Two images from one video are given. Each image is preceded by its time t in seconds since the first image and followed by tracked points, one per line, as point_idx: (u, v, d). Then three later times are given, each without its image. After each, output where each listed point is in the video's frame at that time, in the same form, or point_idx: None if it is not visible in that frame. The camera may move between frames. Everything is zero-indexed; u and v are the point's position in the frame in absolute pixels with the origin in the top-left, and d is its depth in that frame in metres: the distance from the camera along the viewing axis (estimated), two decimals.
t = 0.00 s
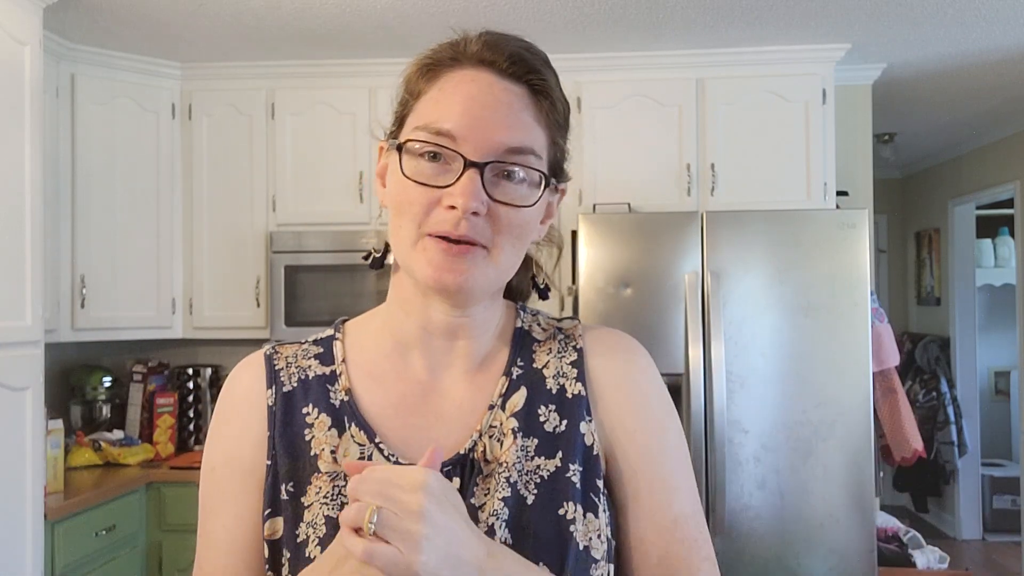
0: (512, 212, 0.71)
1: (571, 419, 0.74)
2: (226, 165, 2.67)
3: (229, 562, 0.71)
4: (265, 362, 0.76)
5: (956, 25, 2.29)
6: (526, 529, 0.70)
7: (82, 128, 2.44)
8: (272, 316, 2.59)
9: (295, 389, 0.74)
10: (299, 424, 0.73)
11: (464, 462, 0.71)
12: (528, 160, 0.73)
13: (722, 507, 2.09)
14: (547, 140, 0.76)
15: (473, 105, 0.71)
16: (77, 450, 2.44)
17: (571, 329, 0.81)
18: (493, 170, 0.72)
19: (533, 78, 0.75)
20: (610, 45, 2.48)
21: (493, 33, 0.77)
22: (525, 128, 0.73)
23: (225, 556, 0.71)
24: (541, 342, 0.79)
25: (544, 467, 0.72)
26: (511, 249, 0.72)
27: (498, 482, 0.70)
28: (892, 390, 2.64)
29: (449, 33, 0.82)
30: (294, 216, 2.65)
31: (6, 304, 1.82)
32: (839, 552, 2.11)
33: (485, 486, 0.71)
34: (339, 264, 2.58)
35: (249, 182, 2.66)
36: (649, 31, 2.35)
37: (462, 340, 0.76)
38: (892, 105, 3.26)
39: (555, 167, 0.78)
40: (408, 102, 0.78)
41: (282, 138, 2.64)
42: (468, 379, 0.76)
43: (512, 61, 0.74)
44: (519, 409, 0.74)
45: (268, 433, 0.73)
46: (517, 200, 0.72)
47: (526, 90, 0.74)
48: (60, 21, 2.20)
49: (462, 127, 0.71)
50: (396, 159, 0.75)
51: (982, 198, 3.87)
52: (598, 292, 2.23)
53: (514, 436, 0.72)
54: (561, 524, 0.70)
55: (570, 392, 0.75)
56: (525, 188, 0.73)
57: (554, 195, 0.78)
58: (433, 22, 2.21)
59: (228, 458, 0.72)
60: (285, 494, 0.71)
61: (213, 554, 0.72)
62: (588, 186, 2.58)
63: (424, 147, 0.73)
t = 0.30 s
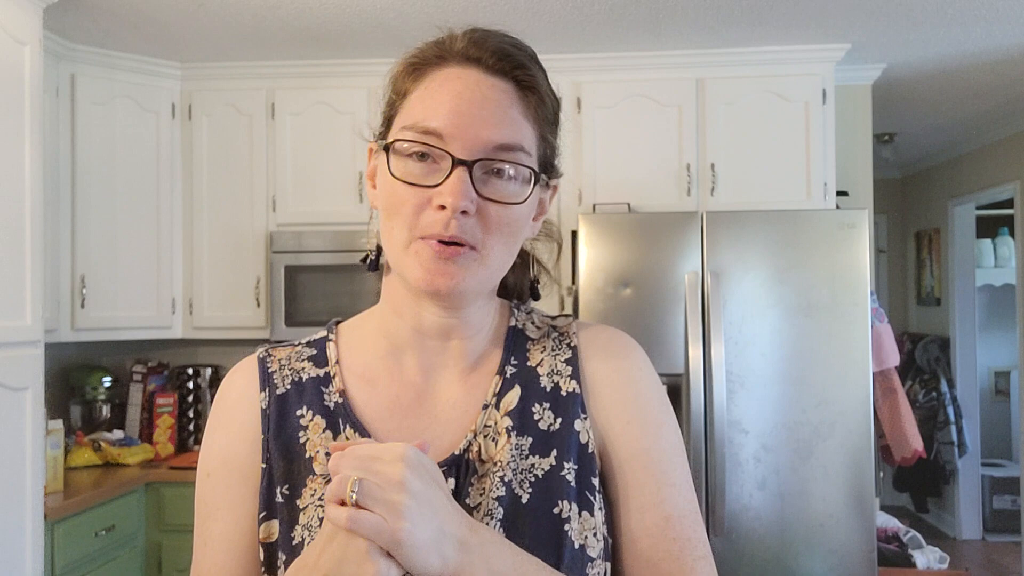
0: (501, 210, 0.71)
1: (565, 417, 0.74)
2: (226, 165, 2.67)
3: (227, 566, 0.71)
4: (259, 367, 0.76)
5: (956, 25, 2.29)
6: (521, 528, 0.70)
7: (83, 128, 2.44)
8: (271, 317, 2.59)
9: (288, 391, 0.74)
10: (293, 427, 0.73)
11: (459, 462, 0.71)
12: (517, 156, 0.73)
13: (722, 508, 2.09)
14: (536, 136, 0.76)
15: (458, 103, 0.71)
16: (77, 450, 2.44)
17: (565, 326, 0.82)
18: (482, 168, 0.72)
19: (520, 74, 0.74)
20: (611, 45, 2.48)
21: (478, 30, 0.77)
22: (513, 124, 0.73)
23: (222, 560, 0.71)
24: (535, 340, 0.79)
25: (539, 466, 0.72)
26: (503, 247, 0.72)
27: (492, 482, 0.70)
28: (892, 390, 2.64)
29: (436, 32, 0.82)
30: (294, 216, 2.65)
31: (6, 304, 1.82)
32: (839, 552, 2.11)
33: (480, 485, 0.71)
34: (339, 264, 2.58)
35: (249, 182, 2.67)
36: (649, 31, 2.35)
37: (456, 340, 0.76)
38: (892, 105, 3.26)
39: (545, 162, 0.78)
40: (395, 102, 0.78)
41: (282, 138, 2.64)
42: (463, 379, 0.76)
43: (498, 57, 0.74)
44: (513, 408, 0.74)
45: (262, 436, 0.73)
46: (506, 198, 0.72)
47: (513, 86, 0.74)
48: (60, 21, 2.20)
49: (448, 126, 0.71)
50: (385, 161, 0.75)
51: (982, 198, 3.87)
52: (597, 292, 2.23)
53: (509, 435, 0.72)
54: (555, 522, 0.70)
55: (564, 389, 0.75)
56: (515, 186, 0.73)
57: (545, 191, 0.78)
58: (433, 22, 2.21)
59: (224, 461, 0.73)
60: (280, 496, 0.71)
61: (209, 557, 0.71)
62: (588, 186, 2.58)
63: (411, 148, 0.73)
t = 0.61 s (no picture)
0: (496, 210, 0.72)
1: (563, 416, 0.74)
2: (226, 165, 2.67)
3: (224, 569, 0.71)
4: (255, 369, 0.76)
5: (956, 25, 2.29)
6: (519, 529, 0.70)
7: (83, 127, 2.44)
8: (271, 317, 2.59)
9: (284, 394, 0.74)
10: (289, 429, 0.73)
11: (457, 463, 0.71)
12: (511, 156, 0.73)
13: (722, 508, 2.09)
14: (531, 136, 0.76)
15: (450, 104, 0.71)
16: (77, 450, 2.44)
17: (562, 325, 0.82)
18: (475, 169, 0.72)
19: (512, 73, 0.74)
20: (610, 45, 2.48)
21: (469, 30, 0.77)
22: (506, 124, 0.72)
23: (219, 563, 0.71)
24: (531, 340, 0.79)
25: (536, 466, 0.72)
26: (498, 247, 0.72)
27: (490, 483, 0.70)
28: (892, 390, 2.64)
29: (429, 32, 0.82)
30: (294, 216, 2.65)
31: (6, 303, 1.82)
32: (839, 552, 2.11)
33: (477, 486, 0.71)
34: (340, 264, 2.58)
35: (249, 182, 2.67)
36: (649, 31, 2.35)
37: (452, 340, 0.76)
38: (892, 105, 3.26)
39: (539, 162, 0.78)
40: (388, 102, 0.78)
41: (282, 138, 2.64)
42: (460, 380, 0.76)
43: (490, 57, 0.74)
44: (510, 408, 0.74)
45: (258, 439, 0.73)
46: (500, 198, 0.72)
47: (506, 86, 0.74)
48: (60, 21, 2.20)
49: (441, 127, 0.71)
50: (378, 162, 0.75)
51: (982, 198, 3.87)
52: (597, 292, 2.23)
53: (506, 435, 0.72)
54: (554, 523, 0.70)
55: (561, 389, 0.75)
56: (509, 186, 0.73)
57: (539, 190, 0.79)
58: (433, 22, 2.21)
59: (219, 464, 0.73)
60: (276, 499, 0.71)
61: (206, 560, 0.72)
62: (587, 186, 2.58)
63: (404, 149, 0.73)
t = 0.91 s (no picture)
0: (495, 210, 0.72)
1: (562, 417, 0.74)
2: (226, 165, 2.67)
3: (222, 569, 0.72)
4: (253, 369, 0.76)
5: (956, 25, 2.28)
6: (518, 531, 0.70)
7: (83, 127, 2.44)
8: (272, 317, 2.59)
9: (283, 394, 0.74)
10: (287, 430, 0.73)
11: (456, 464, 0.71)
12: (510, 156, 0.73)
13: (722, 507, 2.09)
14: (529, 135, 0.76)
15: (448, 104, 0.71)
16: (77, 450, 2.44)
17: (561, 326, 0.82)
18: (474, 169, 0.72)
19: (510, 73, 0.74)
20: (610, 46, 2.48)
21: (466, 29, 0.77)
22: (505, 123, 0.72)
23: (218, 563, 0.71)
24: (530, 340, 0.79)
25: (535, 467, 0.72)
26: (497, 247, 0.72)
27: (489, 484, 0.70)
28: (892, 390, 2.64)
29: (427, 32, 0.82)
30: (295, 216, 2.65)
31: (6, 304, 1.82)
32: (839, 552, 2.11)
33: (476, 487, 0.71)
34: (340, 264, 2.58)
35: (249, 182, 2.67)
36: (649, 31, 2.35)
37: (451, 340, 0.76)
38: (892, 105, 3.26)
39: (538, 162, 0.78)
40: (386, 103, 0.78)
41: (282, 138, 2.64)
42: (458, 380, 0.76)
43: (488, 57, 0.74)
44: (509, 409, 0.74)
45: (257, 440, 0.73)
46: (500, 199, 0.72)
47: (504, 86, 0.74)
48: (60, 21, 2.20)
49: (440, 128, 0.71)
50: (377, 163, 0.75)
51: (982, 198, 3.87)
52: (597, 292, 2.23)
53: (505, 436, 0.72)
54: (553, 524, 0.70)
55: (561, 390, 0.75)
56: (509, 186, 0.73)
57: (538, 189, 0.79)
58: (434, 22, 2.21)
59: (216, 464, 0.72)
60: (275, 500, 0.71)
61: (204, 560, 0.72)
62: (587, 186, 2.58)
63: (403, 149, 0.73)
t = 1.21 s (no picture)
0: (506, 222, 0.72)
1: (562, 419, 0.74)
2: (226, 165, 2.67)
3: (221, 570, 0.71)
4: (253, 370, 0.76)
5: (956, 25, 2.29)
6: (517, 533, 0.70)
7: (83, 127, 2.44)
8: (272, 317, 2.59)
9: (282, 394, 0.75)
10: (287, 430, 0.73)
11: (455, 466, 0.71)
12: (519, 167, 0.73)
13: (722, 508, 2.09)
14: (537, 143, 0.76)
15: (462, 115, 0.70)
16: (77, 450, 2.44)
17: (561, 327, 0.81)
18: (486, 181, 0.72)
19: (521, 82, 0.74)
20: (610, 46, 2.48)
21: (476, 33, 0.75)
22: (517, 135, 0.72)
23: (217, 563, 0.71)
24: (531, 342, 0.79)
25: (535, 469, 0.72)
26: (505, 257, 0.73)
27: (488, 486, 0.70)
28: (892, 390, 2.64)
29: (430, 29, 0.80)
30: (294, 216, 2.65)
31: (6, 304, 1.82)
32: (839, 552, 2.11)
33: (476, 489, 0.71)
34: (340, 264, 2.58)
35: (249, 182, 2.67)
36: (649, 31, 2.35)
37: (453, 343, 0.76)
38: (892, 105, 3.26)
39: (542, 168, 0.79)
40: (390, 105, 0.77)
41: (282, 138, 2.64)
42: (458, 380, 0.76)
43: (499, 65, 0.73)
44: (509, 411, 0.74)
45: (256, 440, 0.73)
46: (510, 209, 0.73)
47: (515, 95, 0.73)
48: (60, 21, 2.20)
49: (453, 140, 0.71)
50: (384, 169, 0.75)
51: (982, 198, 3.87)
52: (598, 293, 2.23)
53: (505, 438, 0.72)
54: (552, 526, 0.70)
55: (560, 391, 0.75)
56: (517, 197, 0.73)
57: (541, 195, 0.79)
58: (434, 22, 2.21)
59: (216, 464, 0.72)
60: (274, 500, 0.71)
61: (202, 560, 0.72)
62: (587, 186, 2.58)
63: (414, 159, 0.72)
